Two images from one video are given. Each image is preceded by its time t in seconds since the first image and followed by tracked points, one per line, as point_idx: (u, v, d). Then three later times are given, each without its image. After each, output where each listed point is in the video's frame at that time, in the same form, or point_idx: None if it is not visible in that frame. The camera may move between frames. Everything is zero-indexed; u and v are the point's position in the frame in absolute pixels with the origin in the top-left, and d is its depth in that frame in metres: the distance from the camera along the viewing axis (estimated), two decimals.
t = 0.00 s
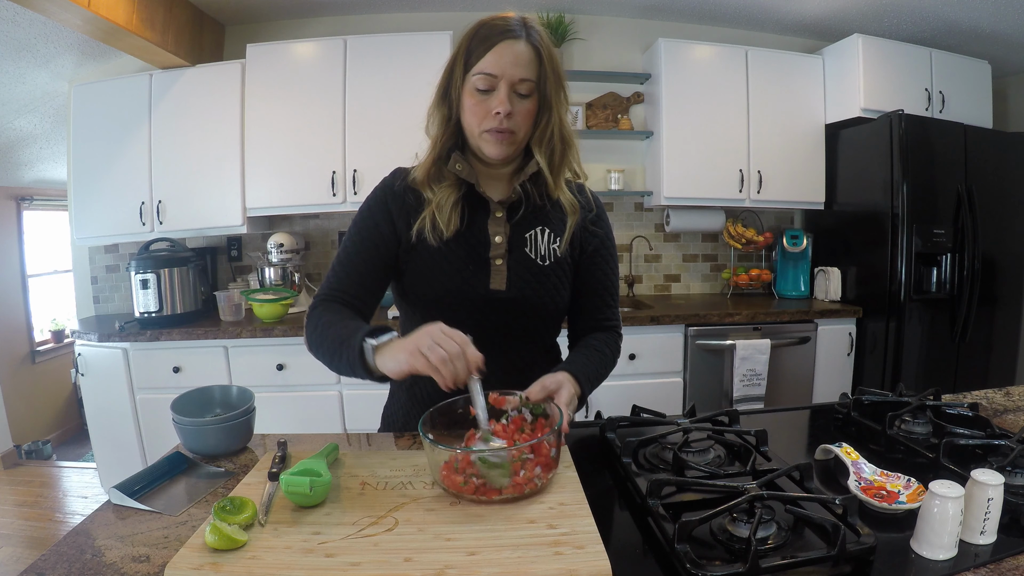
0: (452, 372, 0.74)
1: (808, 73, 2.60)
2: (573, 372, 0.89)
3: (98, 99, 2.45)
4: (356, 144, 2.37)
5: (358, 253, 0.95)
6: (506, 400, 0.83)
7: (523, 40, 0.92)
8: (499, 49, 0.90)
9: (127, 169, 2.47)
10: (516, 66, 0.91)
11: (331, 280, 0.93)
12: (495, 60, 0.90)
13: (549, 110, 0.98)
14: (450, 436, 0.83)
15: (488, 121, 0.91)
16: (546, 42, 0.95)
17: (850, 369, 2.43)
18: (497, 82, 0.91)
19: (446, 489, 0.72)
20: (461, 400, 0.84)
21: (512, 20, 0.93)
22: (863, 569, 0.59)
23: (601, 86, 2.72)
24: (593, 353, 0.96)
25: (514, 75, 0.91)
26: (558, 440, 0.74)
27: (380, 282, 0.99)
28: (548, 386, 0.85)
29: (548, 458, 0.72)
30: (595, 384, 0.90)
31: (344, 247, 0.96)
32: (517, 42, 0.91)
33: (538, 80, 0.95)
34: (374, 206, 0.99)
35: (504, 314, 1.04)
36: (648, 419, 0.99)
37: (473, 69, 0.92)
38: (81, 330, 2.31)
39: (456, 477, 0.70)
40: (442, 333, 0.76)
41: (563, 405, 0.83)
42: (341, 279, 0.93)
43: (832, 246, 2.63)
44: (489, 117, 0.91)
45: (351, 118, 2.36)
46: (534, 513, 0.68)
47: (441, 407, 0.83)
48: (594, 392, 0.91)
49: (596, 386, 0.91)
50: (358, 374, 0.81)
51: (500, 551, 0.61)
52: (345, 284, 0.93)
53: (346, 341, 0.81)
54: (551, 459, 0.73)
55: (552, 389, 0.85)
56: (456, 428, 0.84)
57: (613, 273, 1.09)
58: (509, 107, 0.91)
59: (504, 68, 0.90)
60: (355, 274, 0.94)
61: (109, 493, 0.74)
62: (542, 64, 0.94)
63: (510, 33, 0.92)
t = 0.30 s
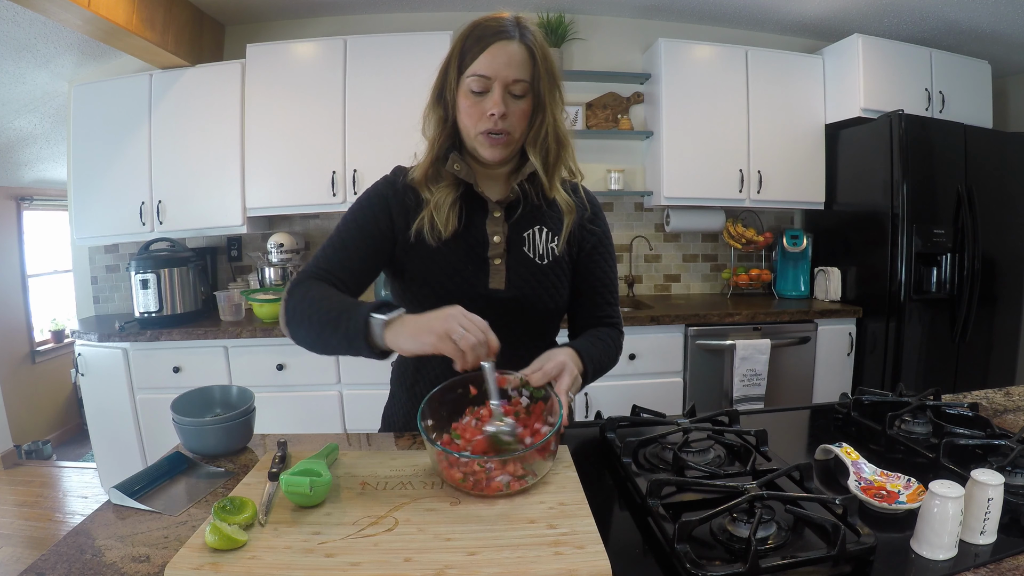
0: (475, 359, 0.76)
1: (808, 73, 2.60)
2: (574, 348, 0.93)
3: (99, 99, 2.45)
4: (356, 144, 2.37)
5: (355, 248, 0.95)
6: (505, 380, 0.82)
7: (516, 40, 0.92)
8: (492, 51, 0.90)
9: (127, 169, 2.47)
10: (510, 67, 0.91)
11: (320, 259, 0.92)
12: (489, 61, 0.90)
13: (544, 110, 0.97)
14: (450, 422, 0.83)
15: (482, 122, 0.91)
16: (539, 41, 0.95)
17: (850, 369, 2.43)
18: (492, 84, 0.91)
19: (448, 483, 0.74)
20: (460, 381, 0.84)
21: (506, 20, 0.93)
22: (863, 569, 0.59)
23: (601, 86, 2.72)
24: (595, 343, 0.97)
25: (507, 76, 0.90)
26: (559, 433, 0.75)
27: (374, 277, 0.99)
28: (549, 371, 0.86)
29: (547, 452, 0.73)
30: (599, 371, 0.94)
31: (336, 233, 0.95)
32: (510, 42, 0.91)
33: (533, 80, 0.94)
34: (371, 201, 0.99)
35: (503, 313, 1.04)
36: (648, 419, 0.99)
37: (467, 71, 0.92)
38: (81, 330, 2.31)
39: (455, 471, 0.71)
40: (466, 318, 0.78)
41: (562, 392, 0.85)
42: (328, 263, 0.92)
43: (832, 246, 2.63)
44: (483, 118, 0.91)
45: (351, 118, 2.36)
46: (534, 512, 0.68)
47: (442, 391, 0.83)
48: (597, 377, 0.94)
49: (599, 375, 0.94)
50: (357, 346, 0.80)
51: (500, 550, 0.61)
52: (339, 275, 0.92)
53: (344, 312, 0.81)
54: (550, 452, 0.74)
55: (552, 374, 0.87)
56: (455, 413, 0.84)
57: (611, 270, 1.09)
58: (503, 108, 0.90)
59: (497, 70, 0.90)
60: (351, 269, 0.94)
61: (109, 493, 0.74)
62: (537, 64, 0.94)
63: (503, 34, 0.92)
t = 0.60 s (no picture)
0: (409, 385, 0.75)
1: (808, 73, 2.60)
2: (563, 347, 0.92)
3: (99, 99, 2.45)
4: (356, 144, 2.37)
5: (353, 249, 0.96)
6: (501, 382, 0.83)
7: (512, 41, 0.92)
8: (488, 52, 0.90)
9: (127, 169, 2.47)
10: (507, 68, 0.91)
11: (317, 265, 0.94)
12: (485, 63, 0.90)
13: (542, 110, 0.97)
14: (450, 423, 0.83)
15: (479, 124, 0.91)
16: (536, 41, 0.94)
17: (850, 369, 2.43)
18: (488, 85, 0.91)
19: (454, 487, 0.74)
20: (455, 388, 0.83)
21: (503, 21, 0.93)
22: (863, 569, 0.59)
23: (601, 86, 2.72)
24: (589, 342, 0.98)
25: (504, 77, 0.90)
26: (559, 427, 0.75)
27: (371, 277, 1.00)
28: (544, 368, 0.86)
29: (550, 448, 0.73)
30: (586, 373, 0.94)
31: (335, 236, 0.97)
32: (506, 43, 0.91)
33: (530, 81, 0.94)
34: (370, 201, 1.00)
35: (502, 313, 1.04)
36: (648, 419, 0.99)
37: (464, 72, 0.93)
38: (81, 330, 2.31)
39: (463, 477, 0.71)
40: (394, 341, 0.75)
41: (558, 387, 0.84)
42: (325, 267, 0.93)
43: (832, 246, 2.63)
44: (480, 120, 0.91)
45: (351, 118, 2.36)
46: (534, 512, 0.68)
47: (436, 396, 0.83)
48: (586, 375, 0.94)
49: (590, 376, 0.94)
50: (328, 365, 0.80)
51: (500, 550, 0.61)
52: (332, 282, 0.93)
53: (319, 330, 0.81)
54: (552, 448, 0.74)
55: (548, 370, 0.86)
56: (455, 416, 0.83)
57: (609, 272, 1.09)
58: (500, 110, 0.90)
59: (493, 71, 0.90)
60: (348, 272, 0.95)
61: (109, 493, 0.74)
62: (535, 65, 0.94)
63: (500, 35, 0.92)
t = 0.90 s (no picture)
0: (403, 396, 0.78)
1: (808, 73, 2.60)
2: (557, 344, 0.93)
3: (99, 99, 2.45)
4: (356, 144, 2.37)
5: (355, 257, 0.98)
6: (494, 380, 0.82)
7: (512, 41, 0.92)
8: (488, 52, 0.91)
9: (127, 169, 2.47)
10: (506, 68, 0.91)
11: (325, 279, 0.97)
12: (485, 63, 0.90)
13: (542, 110, 0.96)
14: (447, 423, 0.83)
15: (478, 123, 0.91)
16: (536, 41, 0.94)
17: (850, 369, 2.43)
18: (488, 85, 0.91)
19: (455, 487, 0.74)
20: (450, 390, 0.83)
21: (503, 22, 0.93)
22: (863, 569, 0.59)
23: (601, 86, 2.72)
24: (582, 342, 0.99)
25: (503, 77, 0.90)
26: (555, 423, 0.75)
27: (375, 284, 1.02)
28: (536, 364, 0.86)
29: (548, 444, 0.73)
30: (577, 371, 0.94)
31: (338, 245, 0.99)
32: (506, 44, 0.91)
33: (530, 81, 0.94)
34: (370, 206, 1.00)
35: (499, 313, 1.04)
36: (648, 419, 0.99)
37: (464, 73, 0.93)
38: (81, 330, 2.31)
39: (464, 478, 0.71)
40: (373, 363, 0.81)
41: (552, 381, 0.85)
42: (332, 279, 0.96)
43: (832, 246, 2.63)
44: (480, 120, 0.91)
45: (351, 118, 2.36)
46: (534, 512, 0.68)
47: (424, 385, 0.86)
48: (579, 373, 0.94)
49: (582, 374, 0.94)
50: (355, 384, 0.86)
51: (499, 551, 0.61)
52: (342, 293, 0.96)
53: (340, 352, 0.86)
54: (550, 444, 0.74)
55: (541, 366, 0.86)
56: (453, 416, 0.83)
57: (607, 273, 1.10)
58: (499, 110, 0.90)
59: (493, 71, 0.90)
60: (351, 280, 0.97)
61: (109, 493, 0.74)
62: (535, 65, 0.94)
63: (500, 35, 0.92)
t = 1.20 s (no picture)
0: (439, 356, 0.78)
1: (808, 73, 2.60)
2: (557, 347, 0.93)
3: (99, 99, 2.45)
4: (356, 144, 2.37)
5: (354, 254, 0.98)
6: (496, 381, 0.82)
7: (512, 41, 0.92)
8: (489, 52, 0.91)
9: (127, 169, 2.47)
10: (507, 68, 0.91)
11: (324, 272, 0.96)
12: (485, 63, 0.90)
13: (542, 109, 0.96)
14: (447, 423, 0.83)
15: (479, 122, 0.91)
16: (537, 41, 0.94)
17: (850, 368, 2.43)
18: (488, 84, 0.91)
19: (454, 487, 0.74)
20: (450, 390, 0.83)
21: (503, 21, 0.93)
22: (862, 569, 0.59)
23: (601, 86, 2.72)
24: (582, 343, 0.99)
25: (504, 76, 0.91)
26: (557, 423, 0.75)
27: (375, 282, 1.02)
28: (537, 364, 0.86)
29: (549, 444, 0.74)
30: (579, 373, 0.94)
31: (338, 241, 0.98)
32: (506, 43, 0.91)
33: (531, 81, 0.94)
34: (371, 204, 1.00)
35: (499, 312, 1.04)
36: (648, 419, 0.99)
37: (465, 72, 0.93)
38: (81, 330, 2.31)
39: (464, 477, 0.71)
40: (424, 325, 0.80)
41: (552, 381, 0.85)
42: (330, 274, 0.96)
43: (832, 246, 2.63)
44: (480, 119, 0.91)
45: (351, 118, 2.36)
46: (534, 512, 0.68)
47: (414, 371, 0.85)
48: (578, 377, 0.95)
49: (582, 375, 0.95)
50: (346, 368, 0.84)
51: (500, 550, 0.61)
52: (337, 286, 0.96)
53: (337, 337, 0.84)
54: (551, 443, 0.74)
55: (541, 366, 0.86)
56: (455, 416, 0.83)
57: (607, 274, 1.10)
58: (500, 109, 0.90)
59: (493, 71, 0.90)
60: (350, 277, 0.97)
61: (109, 493, 0.74)
62: (535, 64, 0.94)
63: (500, 35, 0.92)
